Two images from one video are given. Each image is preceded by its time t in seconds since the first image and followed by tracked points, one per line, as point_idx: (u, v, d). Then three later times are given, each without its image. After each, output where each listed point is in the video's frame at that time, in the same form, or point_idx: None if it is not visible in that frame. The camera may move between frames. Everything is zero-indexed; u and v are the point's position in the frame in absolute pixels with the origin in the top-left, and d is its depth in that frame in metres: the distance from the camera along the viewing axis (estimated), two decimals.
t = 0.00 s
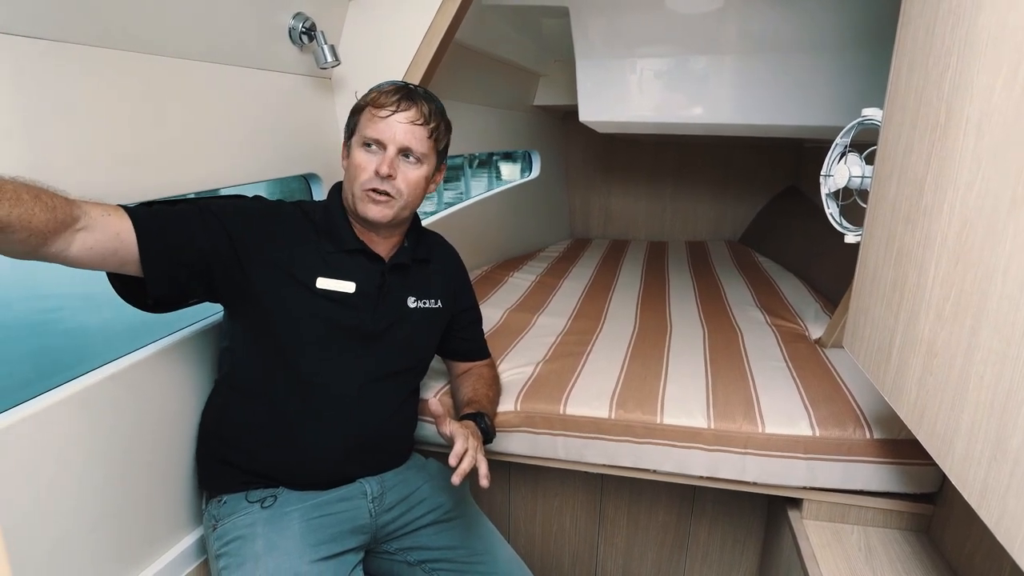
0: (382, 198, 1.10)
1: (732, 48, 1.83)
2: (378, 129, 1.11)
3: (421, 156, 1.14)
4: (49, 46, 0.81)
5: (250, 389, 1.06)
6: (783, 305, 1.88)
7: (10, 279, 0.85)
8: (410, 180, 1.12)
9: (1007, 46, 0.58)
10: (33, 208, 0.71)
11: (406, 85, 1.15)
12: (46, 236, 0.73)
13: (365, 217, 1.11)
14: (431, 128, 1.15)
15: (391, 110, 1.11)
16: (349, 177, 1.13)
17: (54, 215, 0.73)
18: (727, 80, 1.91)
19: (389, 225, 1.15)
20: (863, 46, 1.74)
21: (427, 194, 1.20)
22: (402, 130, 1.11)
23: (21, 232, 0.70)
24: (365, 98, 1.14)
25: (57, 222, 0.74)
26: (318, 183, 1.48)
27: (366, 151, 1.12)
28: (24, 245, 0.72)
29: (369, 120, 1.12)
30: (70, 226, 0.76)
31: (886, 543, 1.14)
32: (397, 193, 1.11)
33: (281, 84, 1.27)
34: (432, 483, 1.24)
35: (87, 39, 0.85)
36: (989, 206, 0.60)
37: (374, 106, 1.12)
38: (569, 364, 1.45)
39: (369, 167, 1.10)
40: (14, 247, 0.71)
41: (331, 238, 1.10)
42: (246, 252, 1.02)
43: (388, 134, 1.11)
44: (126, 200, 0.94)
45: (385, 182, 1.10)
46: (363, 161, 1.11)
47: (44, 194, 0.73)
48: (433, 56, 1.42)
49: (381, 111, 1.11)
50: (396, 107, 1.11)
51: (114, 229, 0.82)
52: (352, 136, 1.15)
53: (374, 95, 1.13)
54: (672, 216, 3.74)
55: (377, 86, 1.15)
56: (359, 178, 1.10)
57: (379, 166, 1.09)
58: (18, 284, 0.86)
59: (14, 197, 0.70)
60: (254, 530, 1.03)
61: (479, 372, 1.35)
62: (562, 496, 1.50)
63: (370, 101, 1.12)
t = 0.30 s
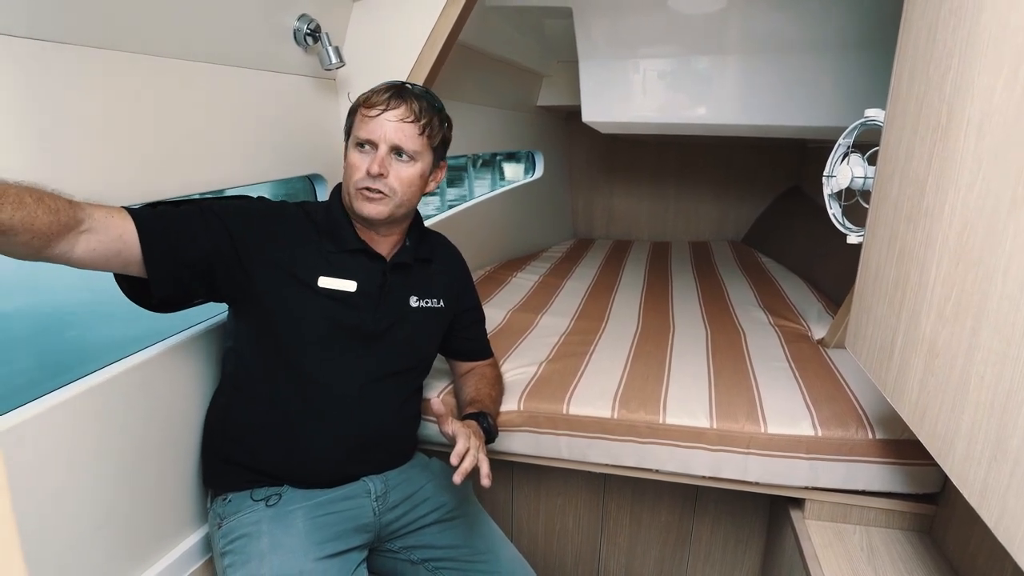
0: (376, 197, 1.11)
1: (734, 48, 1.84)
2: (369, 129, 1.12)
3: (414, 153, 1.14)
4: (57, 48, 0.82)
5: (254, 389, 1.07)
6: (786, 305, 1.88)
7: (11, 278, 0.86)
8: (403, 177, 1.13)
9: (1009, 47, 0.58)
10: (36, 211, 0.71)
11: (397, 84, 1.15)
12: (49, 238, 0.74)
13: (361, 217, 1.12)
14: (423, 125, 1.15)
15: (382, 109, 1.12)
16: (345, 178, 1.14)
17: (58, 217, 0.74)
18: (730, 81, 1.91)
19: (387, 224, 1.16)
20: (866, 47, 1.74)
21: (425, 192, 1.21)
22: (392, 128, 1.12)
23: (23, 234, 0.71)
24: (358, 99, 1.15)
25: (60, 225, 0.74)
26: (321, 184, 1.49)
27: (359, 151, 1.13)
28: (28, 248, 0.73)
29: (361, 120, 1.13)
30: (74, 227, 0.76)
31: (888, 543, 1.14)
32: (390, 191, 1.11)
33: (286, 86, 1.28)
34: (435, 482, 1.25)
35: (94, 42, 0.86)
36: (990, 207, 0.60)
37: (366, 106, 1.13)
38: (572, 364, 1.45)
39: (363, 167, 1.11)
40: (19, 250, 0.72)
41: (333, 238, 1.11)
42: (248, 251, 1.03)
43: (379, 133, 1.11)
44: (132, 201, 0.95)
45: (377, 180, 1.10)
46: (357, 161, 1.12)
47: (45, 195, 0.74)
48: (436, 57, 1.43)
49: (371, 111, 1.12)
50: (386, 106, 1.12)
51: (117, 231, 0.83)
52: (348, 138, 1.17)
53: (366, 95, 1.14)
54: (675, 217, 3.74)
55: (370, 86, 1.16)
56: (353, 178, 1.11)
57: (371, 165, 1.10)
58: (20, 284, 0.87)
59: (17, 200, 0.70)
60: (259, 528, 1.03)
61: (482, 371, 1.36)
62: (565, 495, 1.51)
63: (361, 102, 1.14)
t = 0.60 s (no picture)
0: (379, 197, 1.11)
1: (737, 49, 1.84)
2: (372, 129, 1.12)
3: (417, 153, 1.15)
4: (64, 50, 0.83)
5: (258, 388, 1.08)
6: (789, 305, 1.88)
7: (14, 288, 0.87)
8: (405, 177, 1.14)
9: (1009, 49, 0.59)
10: (46, 235, 0.71)
11: (399, 85, 1.16)
12: (58, 259, 0.73)
13: (365, 217, 1.13)
14: (425, 125, 1.15)
15: (384, 109, 1.13)
16: (348, 179, 1.14)
17: (67, 237, 0.74)
18: (733, 82, 1.91)
19: (390, 224, 1.16)
20: (869, 47, 1.74)
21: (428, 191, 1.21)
22: (395, 128, 1.12)
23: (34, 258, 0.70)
24: (360, 100, 1.16)
25: (68, 246, 0.74)
26: (325, 184, 1.49)
27: (362, 152, 1.13)
28: (39, 268, 0.72)
29: (363, 121, 1.13)
30: (80, 245, 0.77)
31: (890, 543, 1.14)
32: (393, 191, 1.12)
33: (290, 86, 1.29)
34: (438, 481, 1.25)
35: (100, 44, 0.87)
36: (990, 209, 0.60)
37: (368, 107, 1.13)
38: (575, 364, 1.45)
39: (366, 167, 1.12)
40: (29, 271, 0.71)
41: (336, 238, 1.12)
42: (252, 253, 1.04)
43: (381, 134, 1.12)
44: (138, 203, 0.95)
45: (380, 180, 1.11)
46: (360, 161, 1.13)
47: (51, 215, 0.73)
48: (439, 57, 1.44)
49: (374, 111, 1.13)
50: (388, 107, 1.13)
51: (124, 244, 0.84)
52: (350, 139, 1.18)
53: (368, 96, 1.15)
54: (678, 217, 3.73)
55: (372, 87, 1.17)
56: (356, 178, 1.12)
57: (374, 165, 1.11)
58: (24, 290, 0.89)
59: (26, 226, 0.69)
60: (263, 526, 1.04)
61: (484, 371, 1.36)
62: (567, 495, 1.51)
63: (364, 102, 1.14)
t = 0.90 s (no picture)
0: (382, 196, 1.11)
1: (739, 49, 1.84)
2: (374, 129, 1.13)
3: (419, 152, 1.15)
4: (70, 50, 0.83)
5: (261, 388, 1.08)
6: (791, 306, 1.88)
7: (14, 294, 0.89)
8: (408, 176, 1.14)
9: (1010, 50, 0.59)
10: (50, 243, 0.71)
11: (400, 84, 1.16)
12: (62, 264, 0.74)
13: (367, 216, 1.13)
14: (426, 123, 1.16)
15: (386, 108, 1.13)
16: (351, 179, 1.15)
17: (71, 243, 0.74)
18: (736, 82, 1.91)
19: (393, 223, 1.17)
20: (871, 48, 1.74)
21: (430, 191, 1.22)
22: (397, 127, 1.13)
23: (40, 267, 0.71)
24: (362, 100, 1.16)
25: (71, 251, 0.74)
26: (328, 184, 1.50)
27: (364, 151, 1.14)
28: (44, 275, 0.72)
29: (365, 120, 1.14)
30: (83, 249, 0.77)
31: (892, 543, 1.14)
32: (395, 190, 1.12)
33: (293, 87, 1.29)
34: (440, 480, 1.26)
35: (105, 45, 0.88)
36: (991, 209, 0.60)
37: (370, 106, 1.14)
38: (577, 364, 1.46)
39: (368, 167, 1.12)
40: (35, 279, 0.71)
41: (337, 239, 1.12)
42: (255, 254, 1.04)
43: (383, 133, 1.13)
44: (143, 203, 0.96)
45: (383, 179, 1.11)
46: (362, 161, 1.13)
47: (53, 221, 0.73)
48: (442, 58, 1.44)
49: (375, 111, 1.13)
50: (390, 106, 1.13)
51: (128, 247, 0.85)
52: (352, 139, 1.18)
53: (369, 95, 1.15)
54: (680, 217, 3.73)
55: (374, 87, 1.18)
56: (359, 178, 1.12)
57: (377, 165, 1.11)
58: (22, 294, 0.90)
59: (30, 235, 0.69)
60: (267, 524, 1.05)
61: (487, 371, 1.37)
62: (569, 494, 1.51)
63: (365, 102, 1.15)
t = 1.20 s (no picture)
0: (379, 198, 1.12)
1: (740, 49, 1.84)
2: (369, 129, 1.13)
3: (415, 151, 1.16)
4: (74, 51, 0.84)
5: (262, 387, 1.09)
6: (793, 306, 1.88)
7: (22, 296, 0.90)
8: (404, 176, 1.15)
9: (1010, 51, 0.59)
10: (48, 241, 0.69)
11: (395, 83, 1.16)
12: (64, 262, 0.73)
13: (365, 218, 1.14)
14: (422, 122, 1.16)
15: (381, 108, 1.14)
16: (347, 179, 1.15)
17: (73, 240, 0.73)
18: (737, 82, 1.91)
19: (390, 224, 1.18)
20: (873, 48, 1.74)
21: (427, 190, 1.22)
22: (392, 127, 1.13)
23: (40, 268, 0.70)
24: (356, 99, 1.17)
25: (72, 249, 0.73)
26: (330, 184, 1.50)
27: (359, 152, 1.14)
28: (47, 275, 0.72)
29: (360, 120, 1.14)
30: (86, 245, 0.76)
31: (893, 543, 1.14)
32: (392, 191, 1.13)
33: (296, 88, 1.30)
34: (442, 480, 1.26)
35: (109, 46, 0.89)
36: (990, 210, 0.60)
37: (365, 106, 1.14)
38: (578, 364, 1.46)
39: (364, 167, 1.13)
40: (38, 279, 0.71)
41: (336, 241, 1.13)
42: (256, 254, 1.05)
43: (379, 133, 1.13)
44: (145, 203, 0.97)
45: (379, 180, 1.12)
46: (357, 162, 1.14)
47: (54, 216, 0.72)
48: (444, 58, 1.45)
49: (371, 110, 1.14)
50: (385, 105, 1.13)
51: (139, 246, 0.86)
52: (347, 138, 1.18)
53: (364, 95, 1.15)
54: (682, 217, 3.73)
55: (369, 86, 1.18)
56: (356, 179, 1.13)
57: (373, 166, 1.12)
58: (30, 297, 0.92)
59: (27, 234, 0.68)
60: (270, 523, 1.05)
61: (487, 371, 1.37)
62: (571, 494, 1.52)
63: (360, 101, 1.15)
